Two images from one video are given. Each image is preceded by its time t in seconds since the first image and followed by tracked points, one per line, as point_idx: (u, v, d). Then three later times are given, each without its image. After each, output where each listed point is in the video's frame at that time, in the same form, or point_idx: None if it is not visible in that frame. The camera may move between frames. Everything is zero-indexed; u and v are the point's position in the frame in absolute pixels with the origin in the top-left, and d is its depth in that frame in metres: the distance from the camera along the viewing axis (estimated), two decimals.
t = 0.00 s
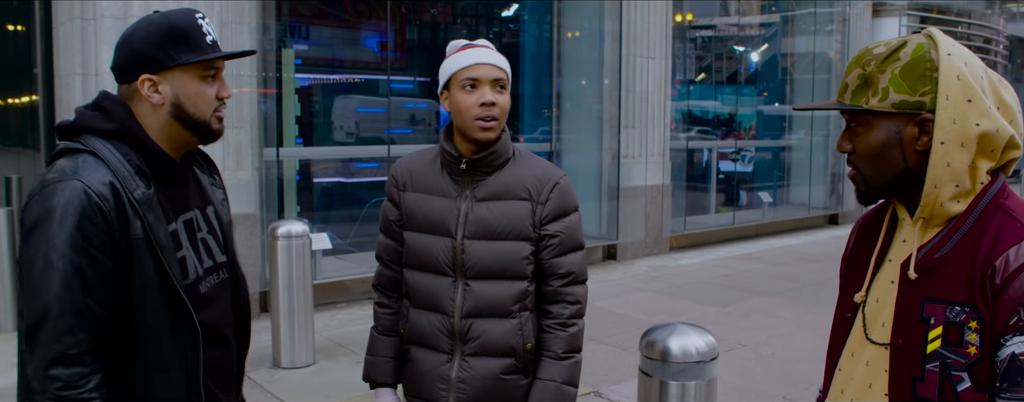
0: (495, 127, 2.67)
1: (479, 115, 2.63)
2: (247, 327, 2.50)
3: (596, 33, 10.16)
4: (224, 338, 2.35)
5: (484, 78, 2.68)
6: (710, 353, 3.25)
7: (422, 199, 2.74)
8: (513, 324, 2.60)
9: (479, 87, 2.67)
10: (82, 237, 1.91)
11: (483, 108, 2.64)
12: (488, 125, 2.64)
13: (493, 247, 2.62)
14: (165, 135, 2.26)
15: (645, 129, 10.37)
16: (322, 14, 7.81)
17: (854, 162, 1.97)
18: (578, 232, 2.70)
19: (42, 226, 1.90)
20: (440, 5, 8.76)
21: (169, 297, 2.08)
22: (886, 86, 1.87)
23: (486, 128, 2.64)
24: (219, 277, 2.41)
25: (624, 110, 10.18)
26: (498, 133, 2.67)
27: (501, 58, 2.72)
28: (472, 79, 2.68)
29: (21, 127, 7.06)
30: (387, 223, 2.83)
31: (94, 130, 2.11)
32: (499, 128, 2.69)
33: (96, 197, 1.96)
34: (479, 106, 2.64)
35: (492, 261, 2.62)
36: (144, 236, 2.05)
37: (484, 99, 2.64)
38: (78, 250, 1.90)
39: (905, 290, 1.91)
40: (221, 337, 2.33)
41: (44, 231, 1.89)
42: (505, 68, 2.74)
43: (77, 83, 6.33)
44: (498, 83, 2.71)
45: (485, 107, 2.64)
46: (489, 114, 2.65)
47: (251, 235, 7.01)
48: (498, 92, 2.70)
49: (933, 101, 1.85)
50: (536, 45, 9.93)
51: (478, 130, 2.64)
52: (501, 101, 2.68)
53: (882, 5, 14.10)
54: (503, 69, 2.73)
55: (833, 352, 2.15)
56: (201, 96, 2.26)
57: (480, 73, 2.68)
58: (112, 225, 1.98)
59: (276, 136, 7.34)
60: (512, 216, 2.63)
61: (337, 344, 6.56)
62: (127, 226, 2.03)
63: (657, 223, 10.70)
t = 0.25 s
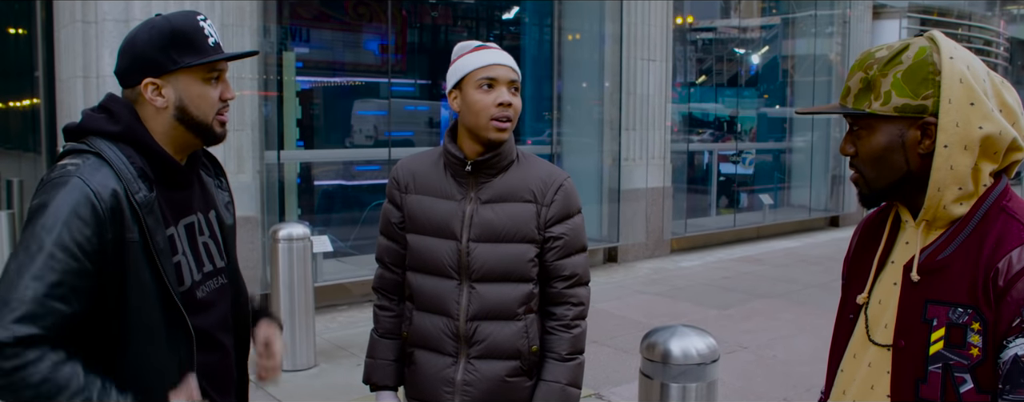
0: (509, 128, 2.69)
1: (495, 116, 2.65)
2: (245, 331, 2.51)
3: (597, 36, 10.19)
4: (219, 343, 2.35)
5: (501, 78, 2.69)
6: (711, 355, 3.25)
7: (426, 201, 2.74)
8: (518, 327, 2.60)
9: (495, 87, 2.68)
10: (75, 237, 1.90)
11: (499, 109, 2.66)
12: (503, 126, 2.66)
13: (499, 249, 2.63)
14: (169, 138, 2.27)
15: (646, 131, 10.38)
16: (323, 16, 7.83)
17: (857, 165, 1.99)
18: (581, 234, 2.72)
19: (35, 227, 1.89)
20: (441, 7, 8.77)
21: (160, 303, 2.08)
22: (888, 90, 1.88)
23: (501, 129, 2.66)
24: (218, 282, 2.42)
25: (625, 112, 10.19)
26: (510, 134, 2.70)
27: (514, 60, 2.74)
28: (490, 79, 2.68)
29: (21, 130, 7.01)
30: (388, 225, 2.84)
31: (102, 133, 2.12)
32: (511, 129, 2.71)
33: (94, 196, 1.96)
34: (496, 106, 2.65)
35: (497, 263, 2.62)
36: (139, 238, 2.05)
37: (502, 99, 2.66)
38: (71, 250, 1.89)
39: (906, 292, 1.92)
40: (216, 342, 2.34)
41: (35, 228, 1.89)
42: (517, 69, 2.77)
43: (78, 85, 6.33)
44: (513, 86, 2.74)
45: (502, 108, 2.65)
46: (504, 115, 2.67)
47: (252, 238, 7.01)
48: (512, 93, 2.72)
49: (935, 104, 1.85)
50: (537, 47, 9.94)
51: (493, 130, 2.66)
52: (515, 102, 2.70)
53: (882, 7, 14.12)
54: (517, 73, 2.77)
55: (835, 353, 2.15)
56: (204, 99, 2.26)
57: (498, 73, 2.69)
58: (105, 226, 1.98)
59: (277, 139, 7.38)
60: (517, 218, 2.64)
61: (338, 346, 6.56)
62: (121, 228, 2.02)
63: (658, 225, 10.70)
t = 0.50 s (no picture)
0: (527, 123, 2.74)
1: (516, 110, 2.70)
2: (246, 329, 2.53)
3: (599, 36, 10.19)
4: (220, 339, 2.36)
5: (522, 73, 2.75)
6: (710, 354, 3.25)
7: (436, 199, 2.75)
8: (529, 329, 2.65)
9: (516, 81, 2.74)
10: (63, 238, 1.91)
11: (519, 102, 2.71)
12: (523, 120, 2.72)
13: (511, 250, 2.66)
14: (167, 135, 2.27)
15: (648, 130, 10.38)
16: (325, 16, 7.83)
17: (854, 163, 2.00)
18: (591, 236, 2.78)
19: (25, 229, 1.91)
20: (442, 7, 8.77)
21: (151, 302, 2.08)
22: (886, 88, 1.90)
23: (520, 123, 2.71)
24: (220, 278, 2.43)
25: (627, 112, 10.19)
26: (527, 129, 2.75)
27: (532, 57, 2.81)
28: (511, 72, 2.74)
29: (24, 129, 7.00)
30: (393, 221, 2.84)
31: (97, 133, 2.13)
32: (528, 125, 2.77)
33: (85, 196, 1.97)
34: (517, 99, 2.70)
35: (510, 264, 2.65)
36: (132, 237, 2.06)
37: (523, 94, 2.71)
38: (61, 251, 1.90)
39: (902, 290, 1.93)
40: (215, 339, 2.35)
41: (28, 228, 1.91)
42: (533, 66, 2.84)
43: (80, 85, 6.34)
44: (533, 82, 2.79)
45: (523, 101, 2.71)
46: (524, 110, 2.72)
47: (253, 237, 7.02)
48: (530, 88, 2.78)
49: (932, 102, 1.87)
50: (539, 47, 9.93)
51: (514, 123, 2.70)
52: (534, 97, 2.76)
53: (885, 7, 14.08)
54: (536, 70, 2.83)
55: (833, 351, 2.16)
56: (202, 95, 2.26)
57: (518, 68, 2.74)
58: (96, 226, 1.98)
59: (279, 138, 7.38)
60: (530, 219, 2.68)
61: (339, 345, 6.56)
62: (113, 228, 2.02)
63: (660, 225, 10.70)
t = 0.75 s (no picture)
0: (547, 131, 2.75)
1: (538, 117, 2.70)
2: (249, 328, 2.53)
3: (602, 36, 10.18)
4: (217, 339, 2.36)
5: (548, 81, 2.75)
6: (710, 355, 3.25)
7: (447, 202, 2.75)
8: (533, 341, 2.70)
9: (541, 88, 2.74)
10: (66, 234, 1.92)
11: (542, 110, 2.72)
12: (544, 128, 2.72)
13: (521, 262, 2.69)
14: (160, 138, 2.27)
15: (651, 131, 10.37)
16: (329, 18, 7.84)
17: (848, 163, 2.00)
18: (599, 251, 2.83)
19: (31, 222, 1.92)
20: (445, 7, 8.78)
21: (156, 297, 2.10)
22: (876, 88, 1.89)
23: (541, 131, 2.72)
24: (219, 279, 2.43)
25: (630, 112, 10.18)
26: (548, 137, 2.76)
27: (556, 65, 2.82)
28: (538, 78, 2.74)
29: (30, 132, 7.02)
30: (401, 218, 2.82)
31: (93, 132, 2.12)
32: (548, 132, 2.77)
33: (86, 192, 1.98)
34: (540, 107, 2.71)
35: (519, 274, 2.68)
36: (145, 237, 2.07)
37: (548, 101, 2.72)
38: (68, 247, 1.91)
39: (895, 290, 1.92)
40: (215, 339, 2.35)
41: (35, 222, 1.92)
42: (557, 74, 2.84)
43: (82, 86, 6.33)
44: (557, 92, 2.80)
45: (546, 108, 2.72)
46: (545, 117, 2.73)
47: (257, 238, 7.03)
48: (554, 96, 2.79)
49: (923, 101, 1.86)
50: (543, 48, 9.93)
51: (535, 129, 2.71)
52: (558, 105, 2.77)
53: (890, 6, 14.05)
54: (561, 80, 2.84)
55: (827, 351, 2.15)
56: (193, 99, 2.26)
57: (544, 75, 2.75)
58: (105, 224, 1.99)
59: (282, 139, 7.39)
60: (541, 231, 2.71)
61: (342, 347, 6.57)
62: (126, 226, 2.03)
63: (663, 225, 10.68)
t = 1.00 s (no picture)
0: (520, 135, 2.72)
1: (511, 120, 2.68)
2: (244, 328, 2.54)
3: (610, 38, 10.14)
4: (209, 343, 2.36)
5: (525, 84, 2.72)
6: (710, 358, 3.23)
7: (419, 202, 2.75)
8: (512, 338, 2.70)
9: (517, 91, 2.71)
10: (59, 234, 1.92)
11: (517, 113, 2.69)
12: (516, 132, 2.70)
13: (496, 259, 2.68)
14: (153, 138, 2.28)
15: (657, 133, 10.36)
16: (338, 19, 7.87)
17: (841, 165, 2.00)
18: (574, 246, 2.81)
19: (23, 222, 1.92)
20: (453, 9, 8.79)
21: (152, 295, 2.09)
22: (870, 88, 1.90)
23: (513, 134, 2.70)
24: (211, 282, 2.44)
25: (636, 113, 10.17)
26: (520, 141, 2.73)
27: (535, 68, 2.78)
28: (514, 82, 2.71)
29: (40, 132, 7.07)
30: (375, 222, 2.82)
31: (87, 132, 2.15)
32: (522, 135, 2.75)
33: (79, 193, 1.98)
34: (515, 111, 2.68)
35: (494, 272, 2.68)
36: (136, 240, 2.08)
37: (522, 105, 2.68)
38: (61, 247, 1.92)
39: (888, 293, 1.92)
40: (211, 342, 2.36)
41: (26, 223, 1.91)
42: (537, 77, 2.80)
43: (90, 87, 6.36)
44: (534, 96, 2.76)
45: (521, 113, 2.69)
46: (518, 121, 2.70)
47: (263, 239, 7.05)
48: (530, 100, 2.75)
49: (917, 103, 1.86)
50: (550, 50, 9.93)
51: (507, 133, 2.69)
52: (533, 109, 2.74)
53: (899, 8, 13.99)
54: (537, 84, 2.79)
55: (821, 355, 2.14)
56: (184, 98, 2.26)
57: (521, 78, 2.72)
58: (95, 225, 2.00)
59: (287, 141, 7.39)
60: (515, 227, 2.70)
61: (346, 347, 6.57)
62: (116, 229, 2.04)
63: (670, 227, 10.65)
